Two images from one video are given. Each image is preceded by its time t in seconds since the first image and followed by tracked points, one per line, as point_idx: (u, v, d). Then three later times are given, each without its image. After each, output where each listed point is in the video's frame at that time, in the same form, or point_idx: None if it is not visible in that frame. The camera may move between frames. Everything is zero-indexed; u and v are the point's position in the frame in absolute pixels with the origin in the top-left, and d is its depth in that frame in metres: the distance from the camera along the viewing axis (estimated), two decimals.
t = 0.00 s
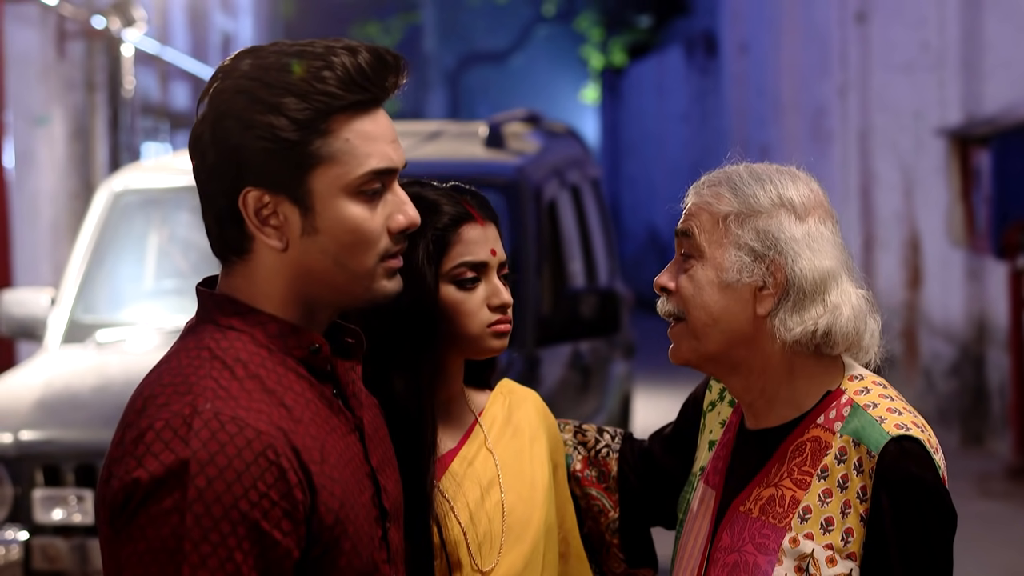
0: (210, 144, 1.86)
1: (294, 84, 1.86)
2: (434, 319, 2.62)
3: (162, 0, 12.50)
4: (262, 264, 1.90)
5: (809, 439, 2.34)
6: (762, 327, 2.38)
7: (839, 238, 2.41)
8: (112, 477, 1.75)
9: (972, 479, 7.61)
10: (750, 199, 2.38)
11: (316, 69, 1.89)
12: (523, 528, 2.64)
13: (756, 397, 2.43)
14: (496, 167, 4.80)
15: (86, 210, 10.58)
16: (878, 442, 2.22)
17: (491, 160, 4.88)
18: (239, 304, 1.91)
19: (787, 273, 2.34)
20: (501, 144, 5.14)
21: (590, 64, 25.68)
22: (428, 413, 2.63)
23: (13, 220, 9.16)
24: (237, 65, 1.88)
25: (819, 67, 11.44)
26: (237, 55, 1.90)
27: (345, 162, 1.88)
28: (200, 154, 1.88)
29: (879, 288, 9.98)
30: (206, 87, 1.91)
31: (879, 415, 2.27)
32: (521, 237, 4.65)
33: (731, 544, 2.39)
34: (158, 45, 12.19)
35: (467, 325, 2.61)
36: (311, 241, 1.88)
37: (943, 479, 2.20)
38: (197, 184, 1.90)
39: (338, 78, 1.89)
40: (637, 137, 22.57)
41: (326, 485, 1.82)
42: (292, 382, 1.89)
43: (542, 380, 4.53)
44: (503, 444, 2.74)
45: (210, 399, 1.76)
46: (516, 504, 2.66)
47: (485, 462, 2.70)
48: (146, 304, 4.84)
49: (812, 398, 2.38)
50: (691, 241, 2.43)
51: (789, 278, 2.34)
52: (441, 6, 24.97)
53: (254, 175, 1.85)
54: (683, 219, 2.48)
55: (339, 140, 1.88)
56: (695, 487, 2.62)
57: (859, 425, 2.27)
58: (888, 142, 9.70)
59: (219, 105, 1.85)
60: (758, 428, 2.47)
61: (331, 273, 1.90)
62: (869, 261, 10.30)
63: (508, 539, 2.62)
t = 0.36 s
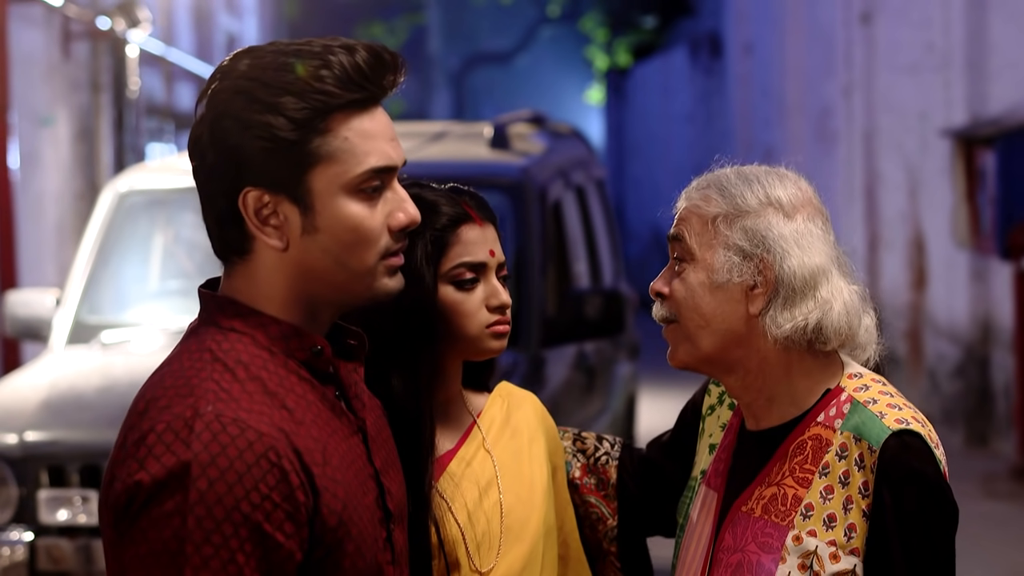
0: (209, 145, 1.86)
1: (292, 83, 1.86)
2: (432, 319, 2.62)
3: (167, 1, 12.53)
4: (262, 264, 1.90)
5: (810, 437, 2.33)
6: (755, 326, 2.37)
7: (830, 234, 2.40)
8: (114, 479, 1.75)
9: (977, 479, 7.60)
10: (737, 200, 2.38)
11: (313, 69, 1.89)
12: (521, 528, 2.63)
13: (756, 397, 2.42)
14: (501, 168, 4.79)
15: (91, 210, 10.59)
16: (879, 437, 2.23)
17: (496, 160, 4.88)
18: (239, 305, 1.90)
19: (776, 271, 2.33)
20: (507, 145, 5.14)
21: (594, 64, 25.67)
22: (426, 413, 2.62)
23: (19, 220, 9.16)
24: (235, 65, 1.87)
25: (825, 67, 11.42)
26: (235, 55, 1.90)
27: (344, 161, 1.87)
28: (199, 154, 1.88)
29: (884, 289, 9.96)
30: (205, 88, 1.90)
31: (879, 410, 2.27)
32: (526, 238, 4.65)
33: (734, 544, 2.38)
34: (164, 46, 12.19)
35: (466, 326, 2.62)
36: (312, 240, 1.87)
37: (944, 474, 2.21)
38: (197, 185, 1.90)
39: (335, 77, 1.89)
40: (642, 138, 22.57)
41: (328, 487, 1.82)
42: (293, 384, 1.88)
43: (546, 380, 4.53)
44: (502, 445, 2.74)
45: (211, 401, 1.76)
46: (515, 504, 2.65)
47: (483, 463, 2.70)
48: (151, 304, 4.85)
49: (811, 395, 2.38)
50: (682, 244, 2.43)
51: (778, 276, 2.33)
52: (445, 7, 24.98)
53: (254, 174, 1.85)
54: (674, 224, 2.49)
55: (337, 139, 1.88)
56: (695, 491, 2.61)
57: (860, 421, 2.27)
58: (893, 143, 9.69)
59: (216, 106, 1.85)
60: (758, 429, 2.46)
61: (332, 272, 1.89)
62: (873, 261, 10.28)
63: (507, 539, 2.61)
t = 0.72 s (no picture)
0: (219, 147, 1.86)
1: (303, 86, 1.86)
2: (429, 317, 2.62)
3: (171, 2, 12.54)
4: (271, 267, 1.90)
5: (812, 438, 2.32)
6: (754, 331, 2.37)
7: (825, 234, 2.40)
8: (119, 482, 1.74)
9: (981, 481, 7.58)
10: (732, 205, 2.37)
11: (324, 72, 1.89)
12: (520, 527, 2.63)
13: (758, 398, 2.42)
14: (505, 169, 4.78)
15: (94, 211, 10.58)
16: (881, 437, 2.23)
17: (499, 161, 4.88)
18: (247, 308, 1.90)
19: (773, 275, 2.33)
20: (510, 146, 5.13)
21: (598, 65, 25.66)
22: (425, 411, 2.62)
23: (22, 221, 9.16)
24: (246, 67, 1.87)
25: (828, 68, 11.41)
26: (246, 57, 1.89)
27: (355, 164, 1.87)
28: (209, 155, 1.88)
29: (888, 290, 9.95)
30: (216, 89, 1.91)
31: (882, 411, 2.27)
32: (530, 239, 4.65)
33: (737, 545, 2.37)
34: (167, 47, 12.18)
35: (463, 323, 2.61)
36: (322, 242, 1.87)
37: (946, 474, 2.21)
38: (207, 186, 1.90)
39: (347, 80, 1.89)
40: (646, 139, 22.56)
41: (332, 492, 1.81)
42: (298, 389, 1.88)
43: (550, 381, 4.53)
44: (499, 443, 2.73)
45: (216, 405, 1.76)
46: (513, 502, 2.65)
47: (481, 460, 2.69)
48: (155, 305, 4.84)
49: (812, 397, 2.37)
50: (678, 251, 2.42)
51: (775, 279, 2.33)
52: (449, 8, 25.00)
53: (264, 177, 1.84)
54: (671, 231, 2.48)
55: (349, 142, 1.88)
56: (695, 492, 2.61)
57: (862, 421, 2.27)
58: (897, 144, 9.68)
59: (228, 109, 1.85)
60: (761, 431, 2.46)
61: (341, 275, 1.89)
62: (877, 262, 10.27)
63: (506, 537, 2.61)
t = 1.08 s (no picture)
0: (228, 149, 1.86)
1: (311, 88, 1.86)
2: (435, 315, 2.62)
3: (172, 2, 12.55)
4: (280, 268, 1.90)
5: (814, 437, 2.32)
6: (759, 330, 2.37)
7: (832, 236, 2.39)
8: (122, 482, 1.74)
9: (982, 481, 7.58)
10: (739, 204, 2.37)
11: (333, 74, 1.89)
12: (528, 528, 2.63)
13: (760, 398, 2.42)
14: (508, 169, 4.78)
15: (96, 211, 10.60)
16: (884, 437, 2.22)
17: (502, 161, 4.88)
18: (253, 309, 1.90)
19: (780, 276, 2.33)
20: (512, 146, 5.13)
21: (600, 65, 25.65)
22: (432, 409, 2.62)
23: (25, 221, 9.17)
24: (255, 69, 1.87)
25: (830, 68, 11.41)
26: (255, 59, 1.89)
27: (363, 166, 1.87)
28: (217, 158, 1.88)
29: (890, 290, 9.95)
30: (224, 92, 1.91)
31: (884, 411, 2.26)
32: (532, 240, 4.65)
33: (739, 545, 2.37)
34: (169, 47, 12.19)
35: (472, 322, 2.61)
36: (329, 244, 1.87)
37: (948, 474, 2.21)
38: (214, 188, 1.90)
39: (355, 82, 1.89)
40: (647, 139, 22.56)
41: (334, 495, 1.82)
42: (304, 391, 1.88)
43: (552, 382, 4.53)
44: (507, 442, 2.74)
45: (222, 407, 1.76)
46: (522, 502, 2.66)
47: (488, 460, 2.69)
48: (157, 305, 4.84)
49: (814, 399, 2.37)
50: (683, 249, 2.42)
51: (782, 279, 2.33)
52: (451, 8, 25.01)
53: (272, 178, 1.84)
54: (676, 229, 2.48)
55: (357, 144, 1.88)
56: (698, 491, 2.59)
57: (865, 421, 2.27)
58: (899, 144, 9.68)
59: (236, 110, 1.85)
60: (763, 431, 2.46)
61: (350, 276, 1.89)
62: (879, 262, 10.27)
63: (514, 538, 2.61)
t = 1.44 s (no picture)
0: (230, 149, 1.86)
1: (313, 88, 1.86)
2: (452, 317, 2.63)
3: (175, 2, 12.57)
4: (282, 269, 1.90)
5: (817, 437, 2.32)
6: (762, 330, 2.37)
7: (834, 236, 2.39)
8: (124, 482, 1.74)
9: (985, 481, 7.57)
10: (742, 204, 2.36)
11: (335, 74, 1.89)
12: (542, 527, 2.65)
13: (763, 399, 2.42)
14: (510, 170, 4.78)
15: (98, 212, 10.60)
16: (886, 436, 2.22)
17: (505, 161, 4.88)
18: (256, 310, 1.90)
19: (782, 276, 2.32)
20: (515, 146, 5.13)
21: (602, 65, 25.64)
22: (447, 412, 2.65)
23: (29, 222, 9.17)
24: (257, 70, 1.87)
25: (833, 68, 11.40)
26: (257, 59, 1.89)
27: (365, 166, 1.87)
28: (219, 158, 1.88)
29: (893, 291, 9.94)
30: (226, 92, 1.90)
31: (886, 409, 2.26)
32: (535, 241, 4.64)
33: (741, 545, 2.36)
34: (171, 47, 12.20)
35: (487, 324, 2.62)
36: (330, 244, 1.87)
37: (950, 473, 2.20)
38: (217, 188, 1.90)
39: (357, 82, 1.89)
40: (650, 139, 22.55)
41: (337, 495, 1.81)
42: (305, 391, 1.87)
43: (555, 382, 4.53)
44: (522, 443, 2.74)
45: (223, 407, 1.75)
46: (536, 502, 2.67)
47: (504, 460, 2.71)
48: (160, 305, 4.85)
49: (816, 398, 2.37)
50: (686, 250, 2.42)
51: (784, 280, 2.32)
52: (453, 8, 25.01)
53: (274, 178, 1.84)
54: (678, 230, 2.47)
55: (359, 144, 1.88)
56: (701, 494, 2.59)
57: (867, 420, 2.26)
58: (901, 144, 9.67)
59: (238, 110, 1.85)
60: (766, 431, 2.45)
61: (352, 276, 1.89)
62: (881, 263, 10.26)
63: (529, 537, 2.63)
